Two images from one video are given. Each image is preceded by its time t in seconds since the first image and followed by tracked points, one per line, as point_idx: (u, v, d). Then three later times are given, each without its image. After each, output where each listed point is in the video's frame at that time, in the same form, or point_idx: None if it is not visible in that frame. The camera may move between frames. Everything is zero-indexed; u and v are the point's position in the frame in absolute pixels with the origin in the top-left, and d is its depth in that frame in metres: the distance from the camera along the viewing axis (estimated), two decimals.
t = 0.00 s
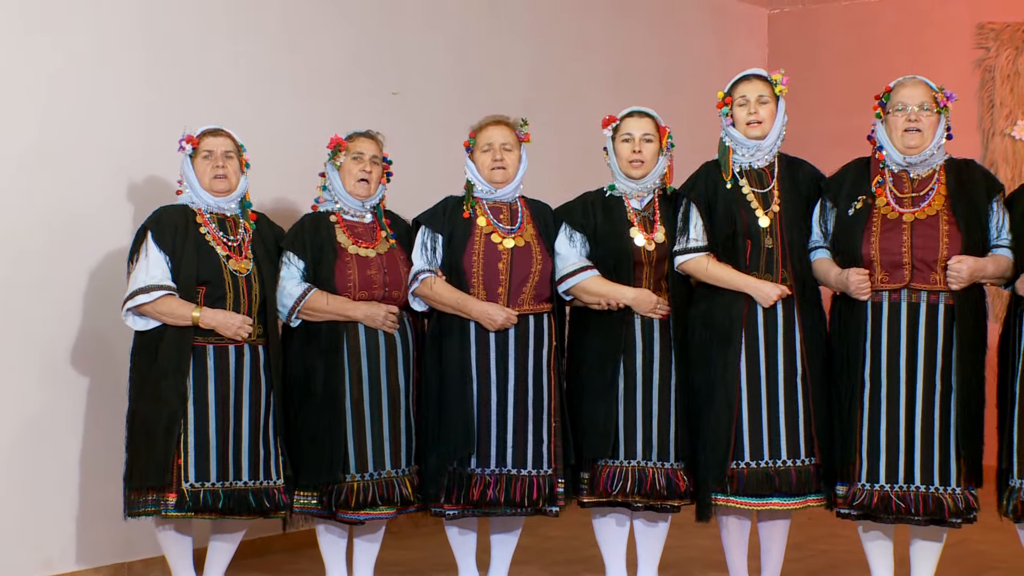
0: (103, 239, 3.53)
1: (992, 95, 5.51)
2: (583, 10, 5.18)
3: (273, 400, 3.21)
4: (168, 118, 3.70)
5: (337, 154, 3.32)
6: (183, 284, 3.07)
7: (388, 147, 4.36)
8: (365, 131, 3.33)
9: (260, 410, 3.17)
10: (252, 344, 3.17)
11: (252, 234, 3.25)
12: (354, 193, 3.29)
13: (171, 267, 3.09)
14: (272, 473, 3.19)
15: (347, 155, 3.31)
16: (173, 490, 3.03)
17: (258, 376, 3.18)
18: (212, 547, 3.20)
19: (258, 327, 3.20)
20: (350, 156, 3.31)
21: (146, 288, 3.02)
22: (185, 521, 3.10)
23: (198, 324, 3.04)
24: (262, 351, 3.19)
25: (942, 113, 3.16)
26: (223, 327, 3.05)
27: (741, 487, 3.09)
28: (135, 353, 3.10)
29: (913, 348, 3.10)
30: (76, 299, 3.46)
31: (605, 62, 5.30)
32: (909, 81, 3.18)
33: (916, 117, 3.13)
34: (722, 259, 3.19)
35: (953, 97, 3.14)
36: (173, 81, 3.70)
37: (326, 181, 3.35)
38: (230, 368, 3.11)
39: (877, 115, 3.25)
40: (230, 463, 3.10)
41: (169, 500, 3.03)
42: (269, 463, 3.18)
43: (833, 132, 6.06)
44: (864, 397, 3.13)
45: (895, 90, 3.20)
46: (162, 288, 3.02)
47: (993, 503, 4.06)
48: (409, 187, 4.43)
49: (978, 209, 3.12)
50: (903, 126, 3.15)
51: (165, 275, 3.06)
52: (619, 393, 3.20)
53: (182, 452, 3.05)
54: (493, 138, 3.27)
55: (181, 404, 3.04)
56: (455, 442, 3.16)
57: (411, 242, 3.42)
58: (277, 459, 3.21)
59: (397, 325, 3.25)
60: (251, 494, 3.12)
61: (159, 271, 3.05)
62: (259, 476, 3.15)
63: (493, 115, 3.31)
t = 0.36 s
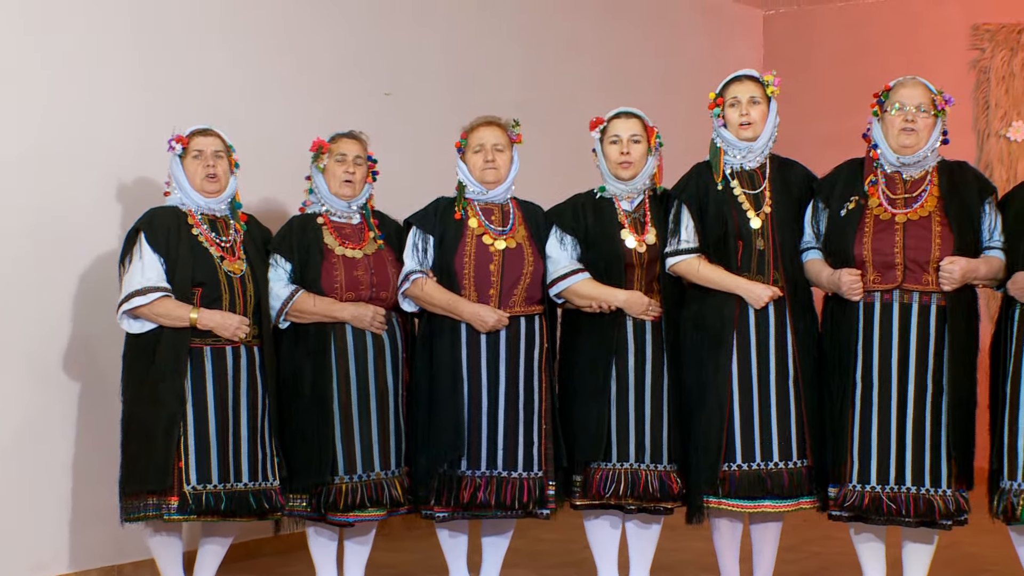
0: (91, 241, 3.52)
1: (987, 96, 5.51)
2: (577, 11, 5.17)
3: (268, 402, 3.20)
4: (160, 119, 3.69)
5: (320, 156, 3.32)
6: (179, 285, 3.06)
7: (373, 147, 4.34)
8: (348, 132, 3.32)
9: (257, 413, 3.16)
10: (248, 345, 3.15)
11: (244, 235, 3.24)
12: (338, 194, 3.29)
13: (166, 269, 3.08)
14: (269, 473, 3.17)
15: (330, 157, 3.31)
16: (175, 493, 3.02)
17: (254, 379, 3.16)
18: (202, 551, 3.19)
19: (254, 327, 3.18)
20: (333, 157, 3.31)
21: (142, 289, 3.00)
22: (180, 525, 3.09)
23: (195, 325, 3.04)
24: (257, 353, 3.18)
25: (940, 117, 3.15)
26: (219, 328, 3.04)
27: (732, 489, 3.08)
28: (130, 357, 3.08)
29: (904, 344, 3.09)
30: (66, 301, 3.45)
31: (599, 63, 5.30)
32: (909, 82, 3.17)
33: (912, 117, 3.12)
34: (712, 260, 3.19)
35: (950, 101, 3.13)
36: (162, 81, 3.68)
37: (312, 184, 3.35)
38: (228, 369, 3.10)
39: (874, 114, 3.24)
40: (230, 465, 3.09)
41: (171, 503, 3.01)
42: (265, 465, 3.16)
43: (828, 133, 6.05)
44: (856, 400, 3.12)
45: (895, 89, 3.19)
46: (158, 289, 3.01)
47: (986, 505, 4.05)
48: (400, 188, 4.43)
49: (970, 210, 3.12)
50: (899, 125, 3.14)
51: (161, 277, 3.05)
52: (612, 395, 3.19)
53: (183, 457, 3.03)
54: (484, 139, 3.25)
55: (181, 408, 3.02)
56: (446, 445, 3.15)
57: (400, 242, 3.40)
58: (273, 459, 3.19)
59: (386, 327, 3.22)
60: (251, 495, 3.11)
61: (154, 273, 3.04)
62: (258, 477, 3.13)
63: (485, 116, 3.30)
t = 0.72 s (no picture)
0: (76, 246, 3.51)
1: (978, 100, 5.52)
2: (567, 15, 5.17)
3: (257, 408, 3.18)
4: (145, 123, 3.68)
5: (303, 161, 3.31)
6: (166, 291, 3.04)
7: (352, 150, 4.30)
8: (331, 136, 3.32)
9: (245, 418, 3.15)
10: (235, 350, 3.14)
11: (229, 238, 3.23)
12: (322, 199, 3.28)
13: (152, 275, 3.05)
14: (257, 479, 3.16)
15: (313, 162, 3.30)
16: (164, 501, 2.99)
17: (241, 384, 3.15)
18: (187, 557, 3.16)
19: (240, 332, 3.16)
20: (316, 162, 3.30)
21: (129, 295, 2.98)
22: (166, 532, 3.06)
23: (183, 331, 3.01)
24: (243, 358, 3.16)
25: (924, 119, 3.15)
26: (207, 333, 3.02)
27: (720, 494, 3.06)
28: (115, 362, 3.05)
29: (893, 347, 3.08)
30: (50, 307, 3.44)
31: (589, 67, 5.29)
32: (892, 85, 3.17)
33: (897, 121, 3.12)
34: (700, 264, 3.17)
35: (934, 103, 3.13)
36: (147, 86, 3.68)
37: (296, 189, 3.34)
38: (216, 373, 3.09)
39: (858, 118, 3.23)
40: (219, 469, 3.08)
41: (160, 511, 2.99)
42: (252, 470, 3.15)
43: (819, 137, 6.05)
44: (844, 405, 3.11)
45: (878, 93, 3.19)
46: (145, 295, 2.99)
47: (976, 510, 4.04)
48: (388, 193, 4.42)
49: (956, 214, 3.12)
50: (884, 130, 3.14)
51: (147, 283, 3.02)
52: (599, 400, 3.18)
53: (172, 463, 3.01)
54: (469, 143, 3.24)
55: (169, 413, 3.00)
56: (432, 449, 3.15)
57: (387, 246, 3.39)
58: (261, 463, 3.18)
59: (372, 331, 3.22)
60: (239, 501, 3.10)
61: (141, 278, 3.01)
62: (247, 483, 3.13)
63: (471, 120, 3.29)
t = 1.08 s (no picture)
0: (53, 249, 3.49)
1: (962, 103, 5.51)
2: (553, 17, 5.17)
3: (232, 411, 3.18)
4: (124, 124, 3.66)
5: (286, 162, 3.29)
6: (141, 294, 3.04)
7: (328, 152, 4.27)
8: (314, 137, 3.30)
9: (220, 422, 3.15)
10: (211, 355, 3.14)
11: (207, 240, 3.21)
12: (305, 199, 3.27)
13: (128, 278, 3.05)
14: (231, 484, 3.16)
15: (296, 163, 3.29)
16: (135, 506, 2.99)
17: (217, 390, 3.15)
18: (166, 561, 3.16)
19: (216, 337, 3.16)
20: (299, 163, 3.28)
21: (104, 298, 2.97)
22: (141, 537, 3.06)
23: (157, 335, 3.01)
24: (220, 362, 3.17)
25: (909, 122, 3.14)
26: (180, 338, 3.02)
27: (700, 497, 3.06)
28: (91, 365, 3.05)
29: (874, 349, 3.07)
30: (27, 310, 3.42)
31: (574, 69, 5.28)
32: (880, 87, 3.17)
33: (882, 122, 3.12)
34: (681, 266, 3.17)
35: (921, 108, 3.12)
36: (126, 88, 3.66)
37: (278, 190, 3.32)
38: (190, 379, 3.09)
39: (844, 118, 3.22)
40: (192, 475, 3.08)
41: (130, 516, 2.99)
42: (228, 474, 3.16)
43: (804, 140, 6.06)
44: (824, 408, 3.11)
45: (866, 94, 3.18)
46: (120, 299, 2.98)
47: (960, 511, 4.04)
48: (370, 195, 4.41)
49: (937, 217, 3.12)
50: (869, 130, 3.13)
51: (123, 286, 3.01)
52: (578, 402, 3.18)
53: (143, 469, 3.01)
54: (449, 145, 3.23)
55: (141, 420, 3.00)
56: (411, 453, 3.13)
57: (368, 250, 3.37)
58: (237, 469, 3.18)
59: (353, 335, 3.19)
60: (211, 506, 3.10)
61: (117, 281, 3.00)
62: (220, 488, 3.12)
63: (448, 121, 3.28)
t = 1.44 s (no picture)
0: (29, 251, 3.46)
1: (948, 106, 5.52)
2: (537, 19, 5.15)
3: (205, 415, 3.18)
4: (102, 125, 3.64)
5: (268, 162, 3.27)
6: (112, 297, 3.05)
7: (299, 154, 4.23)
8: (297, 138, 3.28)
9: (193, 426, 3.15)
10: (183, 357, 3.14)
11: (182, 242, 3.21)
12: (286, 202, 3.25)
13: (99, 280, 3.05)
14: (206, 488, 3.17)
15: (278, 163, 3.27)
16: (102, 510, 2.99)
17: (190, 393, 3.15)
18: (144, 565, 3.18)
19: (190, 339, 3.17)
20: (280, 164, 3.26)
21: (72, 301, 2.97)
22: (113, 541, 3.07)
23: (127, 338, 3.01)
24: (193, 364, 3.16)
25: (891, 125, 3.13)
26: (150, 341, 3.02)
27: (682, 501, 3.05)
28: (61, 368, 3.05)
29: (856, 355, 3.06)
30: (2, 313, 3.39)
31: (558, 71, 5.27)
32: (862, 89, 3.16)
33: (865, 125, 3.10)
34: (661, 269, 3.16)
35: (904, 110, 3.12)
36: (104, 90, 3.63)
37: (259, 191, 3.30)
38: (161, 382, 3.08)
39: (826, 120, 3.21)
40: (161, 480, 3.08)
41: (97, 520, 2.99)
42: (202, 478, 3.16)
43: (790, 143, 6.06)
44: (807, 411, 3.10)
45: (848, 95, 3.17)
46: (89, 302, 2.98)
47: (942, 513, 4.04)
48: (352, 198, 4.39)
49: (919, 220, 3.12)
50: (852, 133, 3.12)
51: (93, 289, 3.01)
52: (556, 405, 3.16)
53: (112, 472, 3.01)
54: (428, 146, 3.22)
55: (111, 423, 3.00)
56: (390, 457, 3.11)
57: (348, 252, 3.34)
58: (212, 473, 3.18)
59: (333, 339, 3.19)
60: (182, 511, 3.10)
61: (86, 284, 3.01)
62: (193, 493, 3.13)
63: (427, 123, 3.26)
